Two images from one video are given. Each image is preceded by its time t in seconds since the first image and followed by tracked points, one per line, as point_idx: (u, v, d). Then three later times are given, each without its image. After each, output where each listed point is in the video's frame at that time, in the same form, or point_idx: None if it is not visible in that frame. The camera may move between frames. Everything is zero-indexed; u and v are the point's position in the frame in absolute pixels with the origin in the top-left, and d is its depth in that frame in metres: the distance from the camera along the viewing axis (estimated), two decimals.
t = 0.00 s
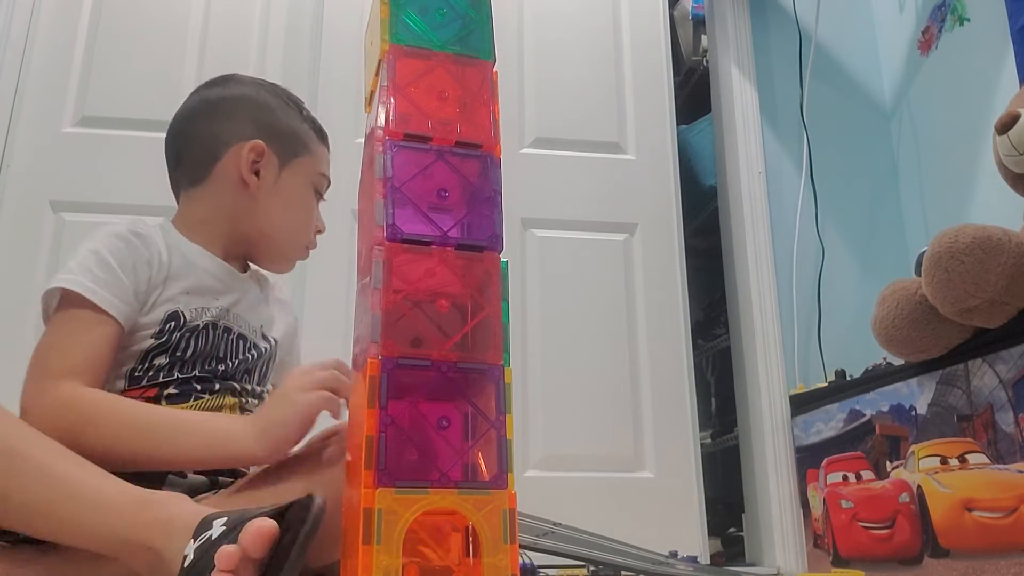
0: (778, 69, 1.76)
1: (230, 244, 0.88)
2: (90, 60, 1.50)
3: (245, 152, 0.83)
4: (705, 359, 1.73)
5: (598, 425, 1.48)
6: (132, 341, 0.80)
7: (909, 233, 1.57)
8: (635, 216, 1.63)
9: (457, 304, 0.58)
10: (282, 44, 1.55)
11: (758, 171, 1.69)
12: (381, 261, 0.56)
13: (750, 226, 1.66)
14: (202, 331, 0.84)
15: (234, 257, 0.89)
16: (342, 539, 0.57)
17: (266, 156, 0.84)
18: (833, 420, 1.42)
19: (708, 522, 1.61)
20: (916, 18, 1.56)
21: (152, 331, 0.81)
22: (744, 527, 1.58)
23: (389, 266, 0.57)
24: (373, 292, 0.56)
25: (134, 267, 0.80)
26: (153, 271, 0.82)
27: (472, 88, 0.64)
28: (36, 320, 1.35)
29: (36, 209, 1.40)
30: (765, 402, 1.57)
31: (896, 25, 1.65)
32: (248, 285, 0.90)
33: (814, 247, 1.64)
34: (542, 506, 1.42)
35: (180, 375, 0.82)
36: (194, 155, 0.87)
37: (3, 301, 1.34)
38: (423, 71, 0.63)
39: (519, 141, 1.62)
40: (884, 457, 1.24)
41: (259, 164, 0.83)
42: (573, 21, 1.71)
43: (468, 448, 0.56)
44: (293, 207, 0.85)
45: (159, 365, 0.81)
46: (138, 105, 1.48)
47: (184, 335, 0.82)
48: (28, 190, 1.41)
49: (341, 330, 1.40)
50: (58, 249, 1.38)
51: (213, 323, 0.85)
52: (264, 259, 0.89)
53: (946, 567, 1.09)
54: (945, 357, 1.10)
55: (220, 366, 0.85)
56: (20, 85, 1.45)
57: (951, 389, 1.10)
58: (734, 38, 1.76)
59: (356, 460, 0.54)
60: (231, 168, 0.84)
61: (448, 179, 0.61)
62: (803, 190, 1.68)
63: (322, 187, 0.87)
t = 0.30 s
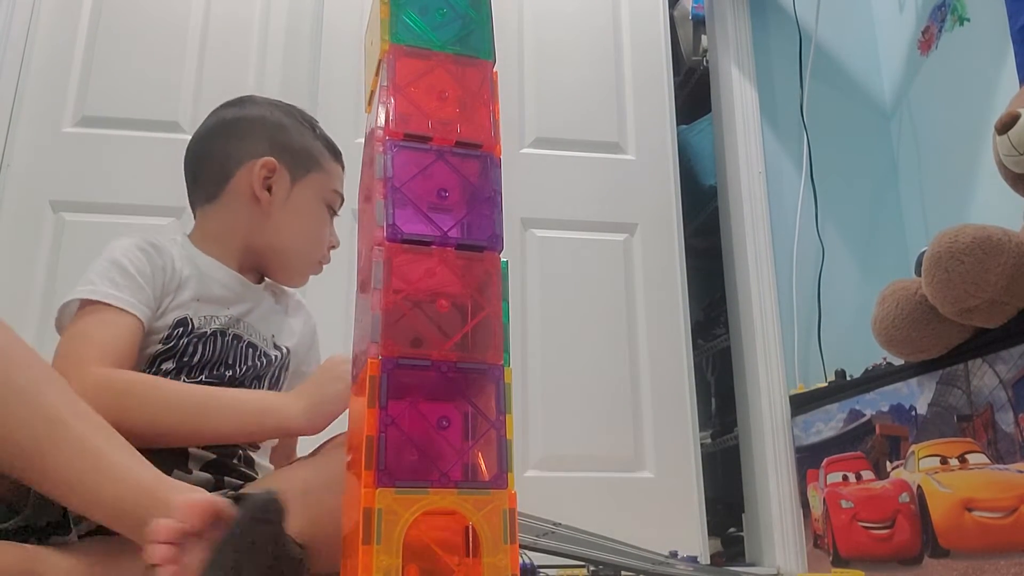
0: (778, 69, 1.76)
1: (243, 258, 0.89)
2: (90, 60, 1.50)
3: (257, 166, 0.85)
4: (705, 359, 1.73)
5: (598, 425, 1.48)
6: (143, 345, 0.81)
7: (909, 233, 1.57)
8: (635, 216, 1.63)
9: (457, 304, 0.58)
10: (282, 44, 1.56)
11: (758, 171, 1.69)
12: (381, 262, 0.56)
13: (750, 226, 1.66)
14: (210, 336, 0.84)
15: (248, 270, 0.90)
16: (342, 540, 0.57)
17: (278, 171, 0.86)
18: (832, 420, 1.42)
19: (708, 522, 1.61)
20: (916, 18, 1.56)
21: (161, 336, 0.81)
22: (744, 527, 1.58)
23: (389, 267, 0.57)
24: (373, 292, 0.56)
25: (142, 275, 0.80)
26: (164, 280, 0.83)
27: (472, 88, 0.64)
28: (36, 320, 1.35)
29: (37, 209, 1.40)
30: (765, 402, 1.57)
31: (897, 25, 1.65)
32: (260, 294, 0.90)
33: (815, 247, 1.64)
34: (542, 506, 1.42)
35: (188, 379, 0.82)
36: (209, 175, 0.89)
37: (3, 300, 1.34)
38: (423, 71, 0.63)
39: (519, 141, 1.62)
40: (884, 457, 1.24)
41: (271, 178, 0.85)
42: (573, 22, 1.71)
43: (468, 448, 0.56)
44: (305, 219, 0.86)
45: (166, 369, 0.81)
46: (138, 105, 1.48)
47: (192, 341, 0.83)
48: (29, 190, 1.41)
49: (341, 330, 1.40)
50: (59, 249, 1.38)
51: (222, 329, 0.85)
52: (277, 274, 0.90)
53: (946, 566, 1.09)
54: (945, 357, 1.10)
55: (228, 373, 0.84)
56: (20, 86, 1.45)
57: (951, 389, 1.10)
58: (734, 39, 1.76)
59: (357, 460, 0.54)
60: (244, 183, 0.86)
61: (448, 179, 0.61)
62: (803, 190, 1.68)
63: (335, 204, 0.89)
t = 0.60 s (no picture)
0: (779, 69, 1.76)
1: (259, 274, 0.98)
2: (90, 60, 1.50)
3: (271, 185, 0.97)
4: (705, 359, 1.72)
5: (598, 425, 1.48)
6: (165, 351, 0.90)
7: (909, 233, 1.58)
8: (635, 216, 1.63)
9: (457, 304, 0.59)
10: (282, 45, 1.56)
11: (758, 171, 1.69)
12: (381, 261, 0.56)
13: (750, 226, 1.66)
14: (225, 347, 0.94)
15: (262, 286, 0.99)
16: (342, 540, 0.57)
17: (290, 188, 0.97)
18: (833, 420, 1.42)
19: (708, 522, 1.62)
20: (916, 17, 1.56)
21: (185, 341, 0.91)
22: (745, 527, 1.58)
23: (389, 267, 0.57)
24: (373, 292, 0.56)
25: (178, 280, 0.91)
26: (194, 288, 0.93)
27: (472, 88, 0.64)
28: (36, 320, 1.35)
29: (37, 210, 1.40)
30: (765, 402, 1.57)
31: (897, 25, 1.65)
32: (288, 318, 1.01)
33: (815, 247, 1.64)
34: (542, 506, 1.42)
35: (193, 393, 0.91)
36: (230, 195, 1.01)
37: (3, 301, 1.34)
38: (423, 71, 0.63)
39: (519, 142, 1.62)
40: (884, 457, 1.24)
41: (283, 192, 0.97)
42: (573, 22, 1.71)
43: (468, 449, 0.56)
44: (315, 229, 0.97)
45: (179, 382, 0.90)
46: (138, 106, 1.48)
47: (204, 355, 0.92)
48: (29, 191, 1.41)
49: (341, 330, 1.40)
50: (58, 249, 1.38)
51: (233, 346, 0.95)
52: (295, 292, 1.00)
53: (945, 566, 1.09)
54: (945, 357, 1.10)
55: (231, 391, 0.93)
56: (20, 86, 1.45)
57: (951, 389, 1.10)
58: (735, 39, 1.77)
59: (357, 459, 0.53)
60: (258, 201, 0.98)
61: (447, 179, 0.61)
62: (803, 190, 1.68)
63: (346, 216, 0.99)
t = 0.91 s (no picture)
0: (779, 69, 1.76)
1: (309, 293, 0.98)
2: (90, 60, 1.50)
3: (322, 211, 0.97)
4: (705, 359, 1.74)
5: (598, 425, 1.48)
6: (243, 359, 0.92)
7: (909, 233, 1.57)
8: (635, 216, 1.63)
9: (457, 304, 0.59)
10: (282, 45, 1.56)
11: (758, 171, 1.69)
12: (381, 261, 0.56)
13: (750, 227, 1.66)
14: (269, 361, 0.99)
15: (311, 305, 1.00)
16: (342, 540, 0.57)
17: (340, 213, 0.97)
18: (833, 420, 1.42)
19: (709, 522, 1.62)
20: (915, 17, 1.56)
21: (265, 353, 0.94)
22: (744, 527, 1.58)
23: (389, 267, 0.57)
24: (372, 292, 0.56)
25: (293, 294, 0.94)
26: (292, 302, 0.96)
27: (473, 88, 0.64)
28: (36, 319, 1.35)
29: (37, 209, 1.40)
30: (765, 402, 1.57)
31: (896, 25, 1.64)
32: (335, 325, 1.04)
33: (815, 247, 1.64)
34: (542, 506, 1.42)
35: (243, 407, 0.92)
36: (276, 215, 1.02)
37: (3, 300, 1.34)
38: (423, 72, 0.63)
39: (519, 142, 1.62)
40: (884, 457, 1.24)
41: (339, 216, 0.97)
42: (573, 22, 1.71)
43: (468, 449, 0.56)
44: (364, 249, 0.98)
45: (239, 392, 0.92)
46: (138, 105, 1.48)
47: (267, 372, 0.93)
48: (29, 191, 1.41)
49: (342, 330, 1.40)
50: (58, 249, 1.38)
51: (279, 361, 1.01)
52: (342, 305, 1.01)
53: (945, 566, 1.09)
54: (945, 357, 1.10)
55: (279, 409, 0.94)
56: (20, 86, 1.45)
57: (951, 389, 1.10)
58: (734, 39, 1.77)
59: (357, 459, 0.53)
60: (309, 226, 0.98)
61: (447, 179, 0.61)
62: (803, 190, 1.68)
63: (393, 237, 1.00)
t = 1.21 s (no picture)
0: (779, 69, 1.77)
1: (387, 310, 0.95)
2: (90, 60, 1.50)
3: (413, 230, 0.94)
4: (705, 359, 1.73)
5: (598, 425, 1.48)
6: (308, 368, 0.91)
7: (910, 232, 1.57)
8: (635, 216, 1.63)
9: (457, 304, 0.58)
10: (282, 46, 1.56)
11: (758, 171, 1.69)
12: (381, 261, 0.57)
13: (750, 227, 1.67)
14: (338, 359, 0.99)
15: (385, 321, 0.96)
16: (341, 539, 0.57)
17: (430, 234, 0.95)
18: (833, 420, 1.42)
19: (708, 522, 1.62)
20: (916, 17, 1.56)
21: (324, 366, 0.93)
22: (744, 527, 1.59)
23: (389, 267, 0.57)
24: (373, 292, 0.56)
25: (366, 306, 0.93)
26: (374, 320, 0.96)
27: (472, 88, 0.64)
28: (36, 319, 1.35)
29: (37, 209, 1.40)
30: (765, 402, 1.57)
31: (896, 25, 1.64)
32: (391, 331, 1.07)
33: (815, 247, 1.64)
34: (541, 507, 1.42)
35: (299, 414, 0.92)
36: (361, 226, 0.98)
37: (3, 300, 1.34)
38: (423, 72, 0.63)
39: (519, 142, 1.62)
40: (885, 457, 1.24)
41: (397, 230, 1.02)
42: (573, 22, 1.71)
43: (468, 449, 0.56)
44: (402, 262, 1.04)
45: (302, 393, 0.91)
46: (138, 105, 1.48)
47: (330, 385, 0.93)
48: (29, 191, 1.41)
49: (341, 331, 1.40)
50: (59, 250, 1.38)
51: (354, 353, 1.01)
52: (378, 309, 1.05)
53: (945, 567, 1.09)
54: (945, 357, 1.10)
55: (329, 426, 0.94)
56: (20, 86, 1.45)
57: (951, 389, 1.10)
58: (734, 39, 1.77)
59: (357, 459, 0.53)
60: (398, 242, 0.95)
61: (448, 179, 0.61)
62: (803, 190, 1.68)
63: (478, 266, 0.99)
